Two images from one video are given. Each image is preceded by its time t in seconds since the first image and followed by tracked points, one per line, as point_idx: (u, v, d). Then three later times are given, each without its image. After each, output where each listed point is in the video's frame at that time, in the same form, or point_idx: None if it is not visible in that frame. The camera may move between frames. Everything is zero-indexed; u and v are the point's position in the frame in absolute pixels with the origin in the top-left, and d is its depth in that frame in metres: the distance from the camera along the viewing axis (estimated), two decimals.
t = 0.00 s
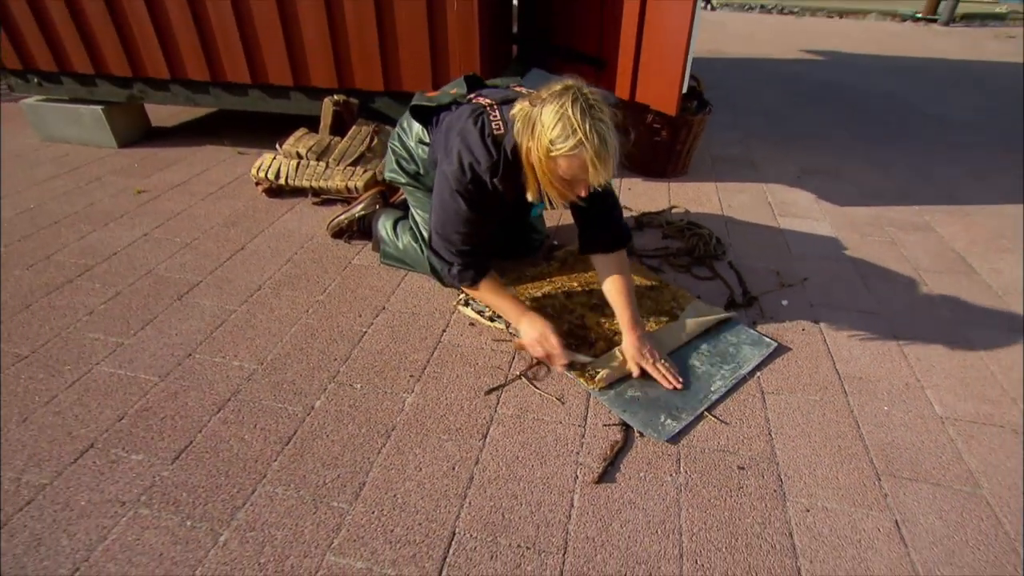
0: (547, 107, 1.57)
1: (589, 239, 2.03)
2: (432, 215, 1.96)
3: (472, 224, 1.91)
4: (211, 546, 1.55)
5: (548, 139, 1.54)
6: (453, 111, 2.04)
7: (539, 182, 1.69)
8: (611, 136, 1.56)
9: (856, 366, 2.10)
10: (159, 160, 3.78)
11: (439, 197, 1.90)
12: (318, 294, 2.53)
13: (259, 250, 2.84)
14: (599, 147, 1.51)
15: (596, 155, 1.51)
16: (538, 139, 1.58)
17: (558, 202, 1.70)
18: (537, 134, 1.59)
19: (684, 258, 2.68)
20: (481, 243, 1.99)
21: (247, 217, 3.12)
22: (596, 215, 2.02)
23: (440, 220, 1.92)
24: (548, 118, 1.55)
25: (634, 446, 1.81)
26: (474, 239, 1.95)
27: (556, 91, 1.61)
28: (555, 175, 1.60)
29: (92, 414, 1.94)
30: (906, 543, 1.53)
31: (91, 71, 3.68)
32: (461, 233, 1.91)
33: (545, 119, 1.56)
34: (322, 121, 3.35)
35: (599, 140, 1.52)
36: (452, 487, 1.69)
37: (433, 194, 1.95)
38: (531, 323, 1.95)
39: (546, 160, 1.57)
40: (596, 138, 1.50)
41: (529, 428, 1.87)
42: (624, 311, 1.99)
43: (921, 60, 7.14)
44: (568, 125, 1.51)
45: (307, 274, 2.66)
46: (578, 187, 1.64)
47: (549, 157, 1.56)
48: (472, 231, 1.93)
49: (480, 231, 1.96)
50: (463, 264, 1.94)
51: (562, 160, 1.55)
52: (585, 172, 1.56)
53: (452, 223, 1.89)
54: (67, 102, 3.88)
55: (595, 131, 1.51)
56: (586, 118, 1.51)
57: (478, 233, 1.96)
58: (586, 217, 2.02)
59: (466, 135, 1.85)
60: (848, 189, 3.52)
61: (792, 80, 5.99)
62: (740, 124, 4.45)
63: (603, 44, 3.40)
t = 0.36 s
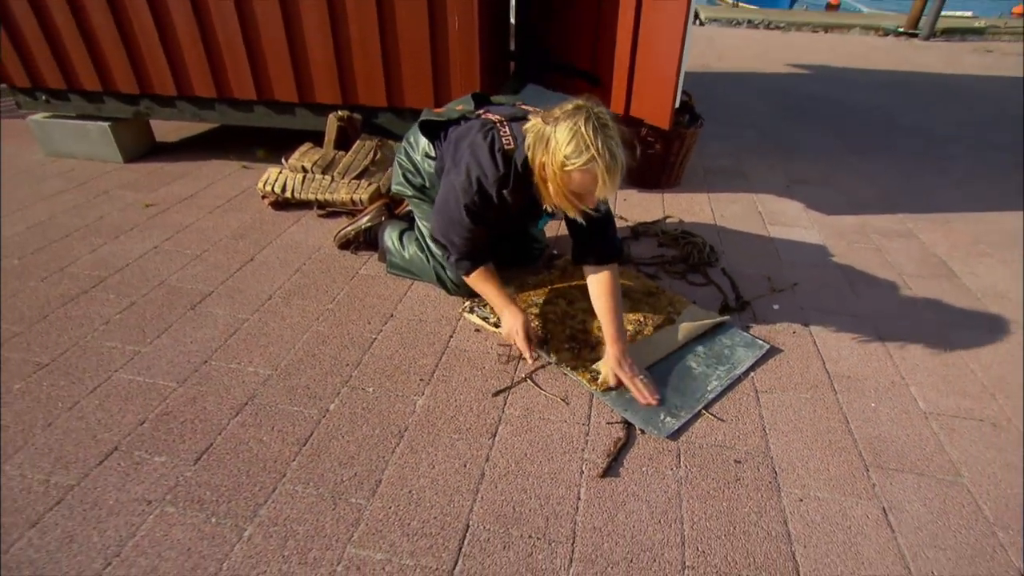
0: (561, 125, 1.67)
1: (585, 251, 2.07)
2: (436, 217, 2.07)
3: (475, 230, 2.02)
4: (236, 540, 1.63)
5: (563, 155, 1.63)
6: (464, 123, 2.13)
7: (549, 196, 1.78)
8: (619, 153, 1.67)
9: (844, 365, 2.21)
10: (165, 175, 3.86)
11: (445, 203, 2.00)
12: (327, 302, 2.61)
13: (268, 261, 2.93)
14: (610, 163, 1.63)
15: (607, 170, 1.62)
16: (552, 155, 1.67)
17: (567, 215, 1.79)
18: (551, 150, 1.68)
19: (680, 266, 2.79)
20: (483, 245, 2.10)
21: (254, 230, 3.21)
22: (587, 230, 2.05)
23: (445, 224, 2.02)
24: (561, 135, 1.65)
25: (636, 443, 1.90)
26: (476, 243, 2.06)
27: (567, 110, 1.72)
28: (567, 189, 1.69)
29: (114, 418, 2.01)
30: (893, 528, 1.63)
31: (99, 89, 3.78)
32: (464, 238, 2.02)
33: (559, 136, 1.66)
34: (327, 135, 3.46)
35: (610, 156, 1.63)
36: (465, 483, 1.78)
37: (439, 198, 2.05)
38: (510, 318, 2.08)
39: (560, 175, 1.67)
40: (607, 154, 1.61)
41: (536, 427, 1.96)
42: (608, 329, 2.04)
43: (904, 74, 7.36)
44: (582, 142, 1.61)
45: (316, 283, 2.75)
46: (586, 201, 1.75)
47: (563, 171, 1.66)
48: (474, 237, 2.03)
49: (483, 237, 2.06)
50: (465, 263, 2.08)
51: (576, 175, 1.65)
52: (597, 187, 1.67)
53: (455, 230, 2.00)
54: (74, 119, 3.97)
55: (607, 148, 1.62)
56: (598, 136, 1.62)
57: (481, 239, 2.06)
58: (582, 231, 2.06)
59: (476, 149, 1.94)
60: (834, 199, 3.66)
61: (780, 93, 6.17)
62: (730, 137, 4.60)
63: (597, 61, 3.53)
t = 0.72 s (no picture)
0: (579, 135, 1.77)
1: (592, 256, 2.19)
2: (450, 226, 2.13)
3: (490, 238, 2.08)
4: (262, 534, 1.71)
5: (582, 163, 1.73)
6: (482, 137, 2.23)
7: (565, 202, 1.88)
8: (633, 161, 1.79)
9: (836, 367, 2.32)
10: (174, 189, 3.96)
11: (461, 212, 2.08)
12: (339, 311, 2.71)
13: (279, 272, 3.02)
14: (626, 170, 1.74)
15: (624, 177, 1.73)
16: (571, 163, 1.77)
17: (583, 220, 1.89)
18: (570, 159, 1.78)
19: (677, 274, 2.91)
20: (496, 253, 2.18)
21: (265, 242, 3.31)
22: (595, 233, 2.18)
23: (461, 232, 2.08)
24: (580, 144, 1.75)
25: (639, 441, 2.00)
26: (490, 250, 2.13)
27: (584, 122, 1.83)
28: (585, 194, 1.79)
29: (137, 422, 2.09)
30: (883, 518, 1.73)
31: (112, 106, 3.89)
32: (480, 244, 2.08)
33: (578, 145, 1.76)
34: (334, 150, 3.57)
35: (625, 163, 1.74)
36: (477, 480, 1.87)
37: (455, 207, 2.12)
38: (522, 321, 2.17)
39: (578, 181, 1.77)
40: (623, 161, 1.73)
41: (544, 427, 2.05)
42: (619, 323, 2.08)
43: (891, 89, 7.56)
44: (601, 150, 1.72)
45: (327, 293, 2.84)
46: (601, 206, 1.85)
47: (581, 178, 1.76)
48: (490, 244, 2.10)
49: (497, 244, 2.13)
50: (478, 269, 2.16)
51: (594, 181, 1.75)
52: (613, 192, 1.78)
53: (472, 237, 2.06)
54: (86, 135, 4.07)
55: (623, 156, 1.74)
56: (615, 145, 1.74)
57: (495, 246, 2.13)
58: (590, 238, 2.19)
59: (494, 160, 2.04)
60: (824, 209, 3.80)
61: (771, 107, 6.34)
62: (723, 150, 4.74)
63: (596, 78, 3.67)
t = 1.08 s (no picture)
0: (599, 143, 1.89)
1: (616, 258, 2.45)
2: (464, 229, 2.21)
3: (504, 241, 2.17)
4: (287, 529, 1.80)
5: (603, 169, 1.85)
6: (499, 148, 2.35)
7: (583, 205, 2.00)
8: (648, 166, 1.93)
9: (830, 371, 2.43)
10: (187, 202, 4.07)
11: (477, 215, 2.16)
12: (352, 319, 2.81)
13: (292, 282, 3.12)
14: (643, 174, 1.89)
15: (641, 180, 1.87)
16: (592, 169, 1.89)
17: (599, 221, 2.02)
18: (590, 165, 1.90)
19: (677, 283, 3.01)
20: (507, 256, 2.26)
21: (277, 253, 3.41)
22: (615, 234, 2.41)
23: (475, 234, 2.16)
24: (601, 152, 1.87)
25: (644, 440, 2.10)
26: (503, 253, 2.21)
27: (600, 130, 1.94)
28: (604, 198, 1.92)
29: (162, 424, 2.18)
30: (875, 511, 1.83)
31: (128, 122, 4.01)
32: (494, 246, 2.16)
33: (598, 153, 1.88)
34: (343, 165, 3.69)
35: (642, 168, 1.88)
36: (490, 477, 1.96)
37: (470, 211, 2.21)
38: (531, 325, 2.28)
39: (599, 186, 1.89)
40: (641, 167, 1.87)
41: (552, 428, 2.15)
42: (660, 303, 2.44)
43: (882, 103, 7.75)
44: (621, 157, 1.85)
45: (340, 301, 2.95)
46: (617, 208, 1.99)
47: (602, 183, 1.88)
48: (503, 247, 2.18)
49: (510, 247, 2.22)
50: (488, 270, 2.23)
51: (614, 186, 1.88)
52: (630, 195, 1.92)
53: (486, 239, 2.14)
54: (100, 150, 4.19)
55: (640, 161, 1.88)
56: (633, 152, 1.87)
57: (508, 249, 2.22)
58: (611, 242, 2.42)
59: (510, 167, 2.15)
60: (818, 220, 3.92)
61: (766, 121, 6.50)
62: (720, 164, 4.88)
63: (597, 95, 3.81)
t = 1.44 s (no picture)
0: (614, 153, 2.04)
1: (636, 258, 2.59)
2: (480, 236, 2.30)
3: (519, 247, 2.25)
4: (311, 521, 1.89)
5: (620, 177, 2.00)
6: (512, 160, 2.47)
7: (598, 211, 2.14)
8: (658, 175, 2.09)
9: (827, 374, 2.53)
10: (201, 214, 4.18)
11: (493, 222, 2.25)
12: (366, 326, 2.91)
13: (307, 290, 3.23)
14: (655, 182, 2.04)
15: (654, 188, 2.03)
16: (609, 178, 2.03)
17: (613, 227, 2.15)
18: (606, 174, 2.04)
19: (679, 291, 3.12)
20: (521, 262, 2.34)
21: (291, 262, 3.52)
22: (633, 238, 2.54)
23: (491, 240, 2.25)
24: (617, 161, 2.01)
25: (650, 439, 2.20)
26: (517, 259, 2.29)
27: (614, 142, 2.09)
28: (620, 204, 2.06)
29: (188, 425, 2.28)
30: (870, 505, 1.92)
31: (144, 136, 4.13)
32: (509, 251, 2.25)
33: (614, 162, 2.02)
34: (355, 178, 3.81)
35: (653, 176, 2.04)
36: (504, 474, 2.06)
37: (486, 219, 2.30)
38: (540, 332, 2.38)
39: (615, 193, 2.03)
40: (653, 174, 2.03)
41: (561, 428, 2.25)
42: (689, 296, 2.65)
43: (877, 117, 7.92)
44: (636, 165, 2.00)
45: (353, 309, 3.05)
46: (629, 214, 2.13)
47: (618, 190, 2.02)
48: (517, 253, 2.26)
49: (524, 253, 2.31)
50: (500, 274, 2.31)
51: (629, 193, 2.02)
52: (644, 201, 2.07)
53: (502, 245, 2.23)
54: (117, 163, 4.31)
55: (652, 170, 2.03)
56: (646, 161, 2.03)
57: (521, 255, 2.30)
58: (628, 244, 2.56)
59: (526, 177, 2.26)
60: (815, 231, 4.05)
61: (763, 136, 6.66)
62: (718, 177, 5.01)
63: (600, 111, 3.95)
